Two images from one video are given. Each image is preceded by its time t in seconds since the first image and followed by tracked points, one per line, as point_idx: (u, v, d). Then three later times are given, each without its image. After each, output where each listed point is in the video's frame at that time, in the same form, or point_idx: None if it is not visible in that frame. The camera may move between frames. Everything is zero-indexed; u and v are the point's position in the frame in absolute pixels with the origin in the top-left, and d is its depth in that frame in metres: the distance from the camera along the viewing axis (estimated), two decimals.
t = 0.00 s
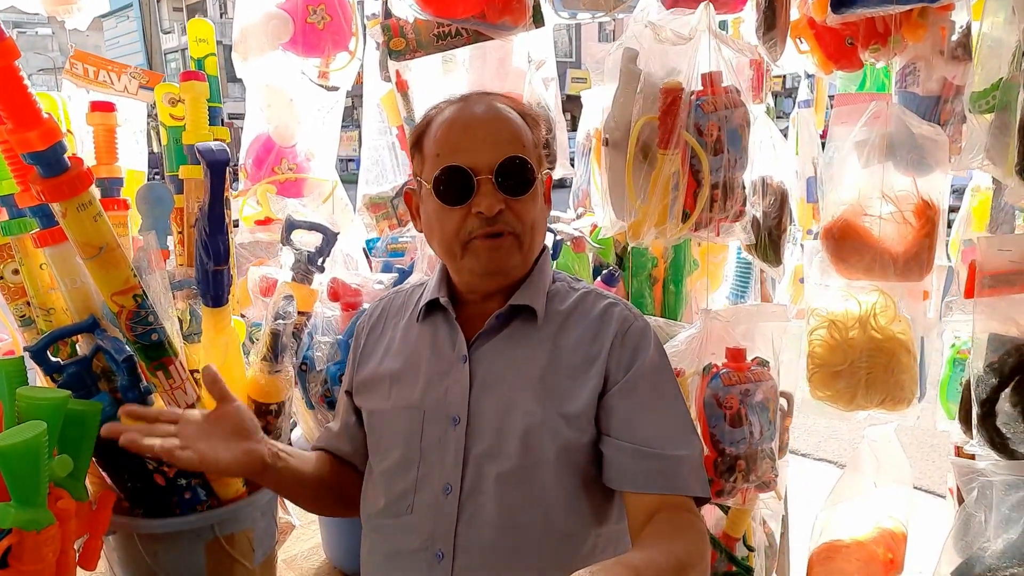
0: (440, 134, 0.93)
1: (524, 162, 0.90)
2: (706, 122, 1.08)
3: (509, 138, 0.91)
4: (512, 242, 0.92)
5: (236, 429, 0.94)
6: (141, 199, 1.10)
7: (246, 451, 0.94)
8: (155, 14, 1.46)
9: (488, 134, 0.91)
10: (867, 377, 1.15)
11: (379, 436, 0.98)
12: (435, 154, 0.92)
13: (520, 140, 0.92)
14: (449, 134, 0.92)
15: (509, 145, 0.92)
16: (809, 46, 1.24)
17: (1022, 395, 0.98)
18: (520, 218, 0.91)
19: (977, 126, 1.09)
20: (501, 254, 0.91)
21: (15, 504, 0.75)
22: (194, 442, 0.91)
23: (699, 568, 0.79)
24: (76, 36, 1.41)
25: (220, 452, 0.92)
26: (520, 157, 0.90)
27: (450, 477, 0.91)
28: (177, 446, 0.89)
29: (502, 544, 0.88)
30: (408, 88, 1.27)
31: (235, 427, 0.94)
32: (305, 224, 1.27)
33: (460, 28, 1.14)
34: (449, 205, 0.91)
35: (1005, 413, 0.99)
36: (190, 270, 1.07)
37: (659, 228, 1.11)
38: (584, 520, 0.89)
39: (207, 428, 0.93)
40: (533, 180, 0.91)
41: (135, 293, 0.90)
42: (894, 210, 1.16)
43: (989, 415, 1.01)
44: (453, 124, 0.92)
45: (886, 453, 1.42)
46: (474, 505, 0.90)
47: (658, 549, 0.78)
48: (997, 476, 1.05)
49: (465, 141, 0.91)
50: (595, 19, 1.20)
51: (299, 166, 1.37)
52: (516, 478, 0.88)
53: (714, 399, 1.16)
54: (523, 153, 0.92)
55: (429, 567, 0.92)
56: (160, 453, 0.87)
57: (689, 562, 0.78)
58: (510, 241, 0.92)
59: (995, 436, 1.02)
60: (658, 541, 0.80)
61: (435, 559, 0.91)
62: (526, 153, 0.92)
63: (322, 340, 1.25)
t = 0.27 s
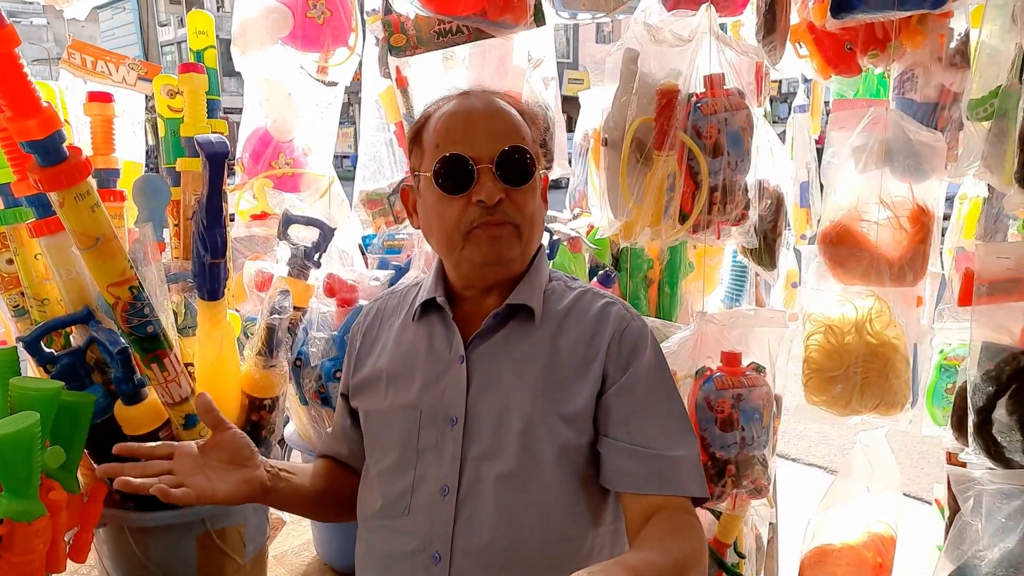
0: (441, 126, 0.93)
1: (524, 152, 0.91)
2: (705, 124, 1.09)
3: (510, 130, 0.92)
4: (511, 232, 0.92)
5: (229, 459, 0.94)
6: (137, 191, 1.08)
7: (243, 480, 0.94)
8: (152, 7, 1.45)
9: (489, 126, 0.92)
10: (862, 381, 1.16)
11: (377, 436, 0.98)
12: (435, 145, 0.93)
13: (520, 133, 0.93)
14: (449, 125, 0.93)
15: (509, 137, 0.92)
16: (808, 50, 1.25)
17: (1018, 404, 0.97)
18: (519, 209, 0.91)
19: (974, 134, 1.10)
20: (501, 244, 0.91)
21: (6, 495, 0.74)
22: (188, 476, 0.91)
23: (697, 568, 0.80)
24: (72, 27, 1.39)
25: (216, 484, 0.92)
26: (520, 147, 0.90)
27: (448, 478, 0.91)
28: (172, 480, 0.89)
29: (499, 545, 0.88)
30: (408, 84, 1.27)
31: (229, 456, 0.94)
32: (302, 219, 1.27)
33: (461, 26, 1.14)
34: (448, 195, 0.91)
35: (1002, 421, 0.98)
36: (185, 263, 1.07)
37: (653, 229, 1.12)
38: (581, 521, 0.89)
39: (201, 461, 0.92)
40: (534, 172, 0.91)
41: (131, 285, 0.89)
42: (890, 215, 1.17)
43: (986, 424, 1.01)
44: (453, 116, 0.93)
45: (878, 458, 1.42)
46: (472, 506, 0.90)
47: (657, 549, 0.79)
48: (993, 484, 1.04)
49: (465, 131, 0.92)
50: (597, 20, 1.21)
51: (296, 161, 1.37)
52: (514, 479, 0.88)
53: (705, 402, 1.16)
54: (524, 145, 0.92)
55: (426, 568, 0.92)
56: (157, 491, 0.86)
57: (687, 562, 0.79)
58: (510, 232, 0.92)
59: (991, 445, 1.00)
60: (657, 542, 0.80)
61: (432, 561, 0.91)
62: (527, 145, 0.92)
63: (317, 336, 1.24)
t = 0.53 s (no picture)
0: (440, 123, 0.93)
1: (525, 152, 0.90)
2: (706, 121, 1.09)
3: (510, 128, 0.91)
4: (511, 232, 0.92)
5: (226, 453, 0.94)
6: (138, 188, 1.09)
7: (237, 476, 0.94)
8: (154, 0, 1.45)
9: (489, 124, 0.91)
10: (866, 378, 1.15)
11: (376, 435, 0.98)
12: (434, 145, 0.92)
13: (520, 131, 0.92)
14: (449, 123, 0.92)
15: (509, 136, 0.92)
16: (812, 46, 1.24)
17: None
18: (519, 209, 0.91)
19: (978, 130, 1.09)
20: (500, 244, 0.91)
21: (9, 493, 0.75)
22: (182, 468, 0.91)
23: (697, 569, 0.80)
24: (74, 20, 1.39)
25: (210, 477, 0.92)
26: (520, 146, 0.90)
27: (448, 478, 0.91)
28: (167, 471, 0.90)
29: (500, 544, 0.88)
30: (408, 80, 1.26)
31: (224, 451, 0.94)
32: (303, 215, 1.27)
33: (462, 20, 1.14)
34: (447, 194, 0.91)
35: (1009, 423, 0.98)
36: (186, 259, 1.07)
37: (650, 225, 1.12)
38: (581, 520, 0.89)
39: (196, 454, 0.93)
40: (534, 171, 0.91)
41: (132, 283, 0.89)
42: (892, 212, 1.16)
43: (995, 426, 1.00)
44: (453, 114, 0.92)
45: (882, 454, 1.41)
46: (473, 506, 0.90)
47: (658, 549, 0.79)
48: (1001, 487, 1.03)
49: (465, 130, 0.91)
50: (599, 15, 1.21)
51: (297, 156, 1.37)
52: (515, 479, 0.88)
53: (698, 400, 1.16)
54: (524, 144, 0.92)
55: (427, 568, 0.92)
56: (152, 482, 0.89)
57: (688, 562, 0.79)
58: (510, 232, 0.92)
59: (999, 447, 1.01)
60: (658, 542, 0.80)
61: (433, 561, 0.91)
62: (527, 144, 0.92)
63: (318, 334, 1.24)
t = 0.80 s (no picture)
0: (432, 129, 0.93)
1: (517, 155, 0.90)
2: (699, 121, 1.08)
3: (502, 132, 0.91)
4: (506, 236, 0.92)
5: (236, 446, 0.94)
6: (139, 196, 1.08)
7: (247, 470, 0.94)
8: (155, 8, 1.45)
9: (481, 128, 0.91)
10: (870, 377, 1.15)
11: (376, 439, 0.98)
12: (427, 151, 0.92)
13: (512, 135, 0.92)
14: (441, 129, 0.92)
15: (502, 140, 0.91)
16: (811, 44, 1.24)
17: None
18: (513, 213, 0.91)
19: (978, 125, 1.09)
20: (495, 249, 0.91)
21: (12, 502, 0.75)
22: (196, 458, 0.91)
23: (698, 569, 0.79)
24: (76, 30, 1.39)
25: (221, 471, 0.92)
26: (513, 150, 0.90)
27: (449, 481, 0.91)
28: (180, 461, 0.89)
29: (501, 547, 0.88)
30: (408, 85, 1.26)
31: (235, 447, 0.94)
32: (303, 220, 1.28)
33: (460, 25, 1.14)
34: (440, 200, 0.91)
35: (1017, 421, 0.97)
36: (188, 266, 1.08)
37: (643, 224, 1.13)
38: (582, 521, 0.89)
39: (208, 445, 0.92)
40: (527, 174, 0.91)
41: (133, 291, 0.90)
42: (894, 210, 1.16)
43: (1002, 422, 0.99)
44: (445, 119, 0.92)
45: (885, 451, 1.42)
46: (474, 509, 0.90)
47: (657, 549, 0.79)
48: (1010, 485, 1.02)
49: (457, 135, 0.91)
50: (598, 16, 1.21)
51: (298, 163, 1.36)
52: (515, 481, 0.88)
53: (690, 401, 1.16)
54: (516, 147, 0.92)
55: (428, 571, 0.92)
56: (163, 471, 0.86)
57: (687, 561, 0.79)
58: (505, 235, 0.92)
59: (1010, 443, 0.99)
60: (657, 542, 0.80)
61: (434, 564, 0.91)
62: (519, 147, 0.92)
63: (320, 338, 1.24)
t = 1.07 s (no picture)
0: (417, 135, 0.92)
1: (504, 151, 0.90)
2: (699, 118, 1.08)
3: (486, 130, 0.91)
4: (503, 232, 0.91)
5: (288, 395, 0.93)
6: (136, 191, 1.06)
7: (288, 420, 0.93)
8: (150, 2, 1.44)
9: (465, 128, 0.90)
10: (871, 374, 1.15)
11: (375, 437, 0.98)
12: (415, 156, 0.92)
13: (498, 131, 0.92)
14: (426, 135, 0.91)
15: (488, 137, 0.91)
16: (810, 40, 1.24)
17: None
18: (507, 208, 0.91)
19: (979, 122, 1.09)
20: (494, 247, 0.90)
21: (9, 500, 0.74)
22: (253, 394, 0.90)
23: (696, 568, 0.79)
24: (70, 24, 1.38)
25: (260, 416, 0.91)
26: (500, 146, 0.89)
27: (447, 478, 0.91)
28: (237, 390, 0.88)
29: (500, 545, 0.88)
30: (407, 80, 1.26)
31: (288, 395, 0.92)
32: (301, 217, 1.26)
33: (459, 20, 1.13)
34: (433, 205, 0.90)
35: None
36: (185, 263, 1.07)
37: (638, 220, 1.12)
38: (581, 519, 0.89)
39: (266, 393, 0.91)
40: (515, 168, 0.90)
41: (130, 288, 0.89)
42: (895, 206, 1.16)
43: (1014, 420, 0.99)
44: (429, 123, 0.92)
45: (886, 450, 1.40)
46: (472, 506, 0.90)
47: (658, 549, 0.79)
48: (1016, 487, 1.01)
49: (443, 138, 0.90)
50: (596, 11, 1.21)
51: (295, 158, 1.36)
52: (514, 479, 0.88)
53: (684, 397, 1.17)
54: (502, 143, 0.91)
55: (427, 568, 0.92)
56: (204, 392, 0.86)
57: (687, 561, 0.79)
58: (502, 232, 0.91)
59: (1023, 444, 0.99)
60: (657, 542, 0.80)
61: (433, 561, 0.91)
62: (506, 143, 0.91)
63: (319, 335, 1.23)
